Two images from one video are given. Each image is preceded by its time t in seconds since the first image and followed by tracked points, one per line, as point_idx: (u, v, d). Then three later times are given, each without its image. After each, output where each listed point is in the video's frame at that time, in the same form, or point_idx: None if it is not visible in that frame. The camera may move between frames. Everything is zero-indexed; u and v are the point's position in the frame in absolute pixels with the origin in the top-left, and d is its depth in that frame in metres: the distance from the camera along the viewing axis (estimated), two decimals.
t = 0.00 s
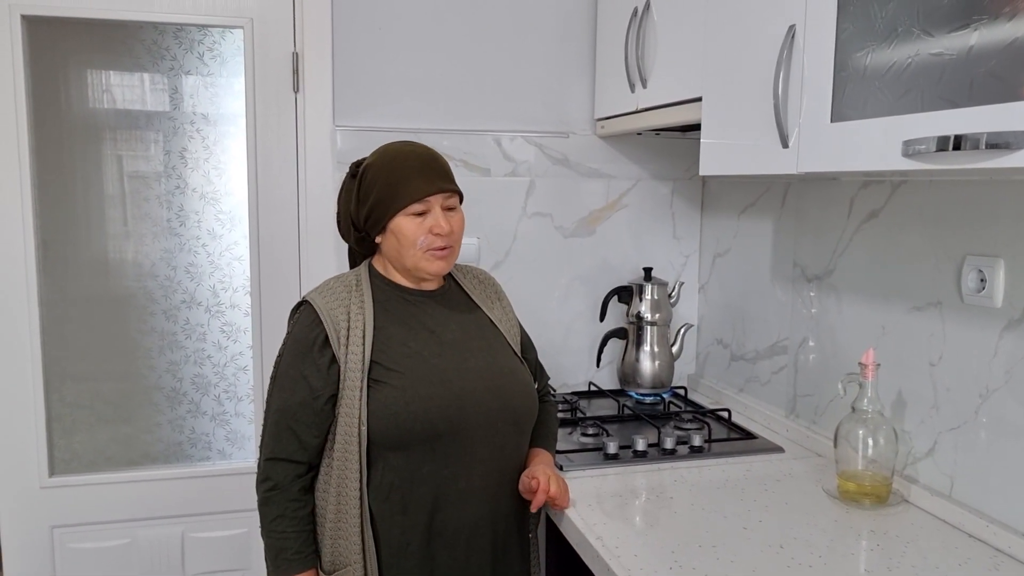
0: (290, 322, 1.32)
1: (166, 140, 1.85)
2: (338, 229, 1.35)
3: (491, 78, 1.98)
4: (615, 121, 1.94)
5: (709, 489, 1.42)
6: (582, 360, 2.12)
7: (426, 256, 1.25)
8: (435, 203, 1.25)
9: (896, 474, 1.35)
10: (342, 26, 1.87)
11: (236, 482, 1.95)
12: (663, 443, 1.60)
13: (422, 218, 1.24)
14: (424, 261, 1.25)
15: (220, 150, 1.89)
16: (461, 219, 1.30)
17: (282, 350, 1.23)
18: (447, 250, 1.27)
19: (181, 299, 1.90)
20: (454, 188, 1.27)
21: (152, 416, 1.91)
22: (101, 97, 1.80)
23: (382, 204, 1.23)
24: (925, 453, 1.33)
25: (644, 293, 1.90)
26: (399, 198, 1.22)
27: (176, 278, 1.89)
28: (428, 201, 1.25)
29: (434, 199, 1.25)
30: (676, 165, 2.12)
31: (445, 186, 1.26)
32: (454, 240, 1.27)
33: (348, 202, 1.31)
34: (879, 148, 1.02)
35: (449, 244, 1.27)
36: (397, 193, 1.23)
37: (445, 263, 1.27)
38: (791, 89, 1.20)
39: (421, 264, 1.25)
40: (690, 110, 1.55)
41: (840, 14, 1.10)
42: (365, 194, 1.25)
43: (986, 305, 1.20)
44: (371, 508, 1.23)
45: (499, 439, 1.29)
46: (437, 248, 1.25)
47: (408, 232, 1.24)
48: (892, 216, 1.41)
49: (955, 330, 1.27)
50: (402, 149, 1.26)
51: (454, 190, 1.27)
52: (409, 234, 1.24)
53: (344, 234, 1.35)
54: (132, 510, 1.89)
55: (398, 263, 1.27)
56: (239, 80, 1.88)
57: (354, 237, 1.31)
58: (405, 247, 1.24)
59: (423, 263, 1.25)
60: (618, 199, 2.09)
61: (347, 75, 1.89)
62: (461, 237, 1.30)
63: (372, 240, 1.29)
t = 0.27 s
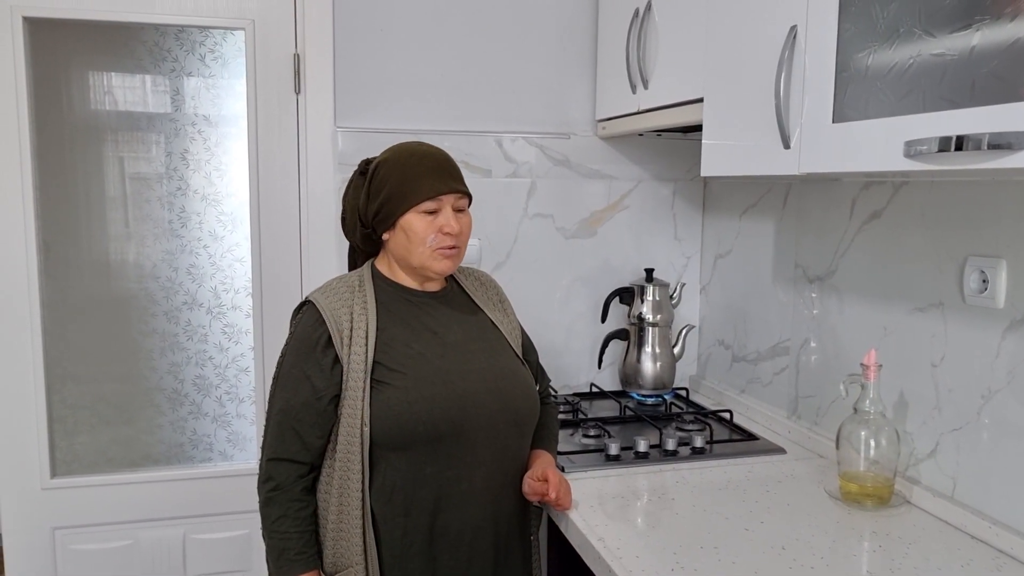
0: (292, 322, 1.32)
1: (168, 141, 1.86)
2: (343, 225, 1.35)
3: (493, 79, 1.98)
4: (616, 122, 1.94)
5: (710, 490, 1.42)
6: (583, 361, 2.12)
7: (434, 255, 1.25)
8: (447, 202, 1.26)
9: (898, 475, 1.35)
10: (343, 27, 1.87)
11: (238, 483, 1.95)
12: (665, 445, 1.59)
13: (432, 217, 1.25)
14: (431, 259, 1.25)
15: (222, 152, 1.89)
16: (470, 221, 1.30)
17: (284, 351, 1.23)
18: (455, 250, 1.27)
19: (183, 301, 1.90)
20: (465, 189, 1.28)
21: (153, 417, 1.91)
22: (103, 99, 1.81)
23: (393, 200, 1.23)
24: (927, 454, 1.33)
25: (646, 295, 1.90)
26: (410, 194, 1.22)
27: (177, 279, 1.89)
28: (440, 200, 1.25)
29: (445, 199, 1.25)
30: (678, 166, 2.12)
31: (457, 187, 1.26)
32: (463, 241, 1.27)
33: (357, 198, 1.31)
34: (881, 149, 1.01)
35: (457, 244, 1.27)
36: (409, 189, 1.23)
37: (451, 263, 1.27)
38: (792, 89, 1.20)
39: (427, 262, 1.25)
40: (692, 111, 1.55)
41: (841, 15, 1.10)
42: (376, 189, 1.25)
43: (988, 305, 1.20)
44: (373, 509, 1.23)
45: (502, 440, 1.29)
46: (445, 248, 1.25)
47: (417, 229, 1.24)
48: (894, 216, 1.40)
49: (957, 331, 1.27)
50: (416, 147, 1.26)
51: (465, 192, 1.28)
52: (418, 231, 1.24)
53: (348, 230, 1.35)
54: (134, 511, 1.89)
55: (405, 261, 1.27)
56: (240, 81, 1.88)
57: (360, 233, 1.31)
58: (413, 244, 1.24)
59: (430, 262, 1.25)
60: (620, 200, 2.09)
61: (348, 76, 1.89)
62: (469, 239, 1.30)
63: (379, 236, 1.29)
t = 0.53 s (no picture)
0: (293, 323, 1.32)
1: (170, 143, 1.86)
2: (342, 230, 1.35)
3: (494, 80, 1.98)
4: (618, 123, 1.94)
5: (712, 491, 1.41)
6: (585, 362, 2.11)
7: (433, 255, 1.25)
8: (442, 203, 1.26)
9: (900, 477, 1.35)
10: (345, 29, 1.88)
11: (239, 485, 1.95)
12: (666, 446, 1.59)
13: (429, 218, 1.24)
14: (430, 260, 1.25)
15: (224, 153, 1.89)
16: (467, 219, 1.30)
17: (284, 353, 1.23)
18: (454, 250, 1.27)
19: (184, 302, 1.90)
20: (461, 188, 1.28)
21: (155, 419, 1.91)
22: (105, 100, 1.81)
23: (389, 203, 1.24)
24: (929, 455, 1.33)
25: (647, 296, 1.90)
26: (407, 196, 1.23)
27: (178, 280, 1.89)
28: (435, 200, 1.25)
29: (441, 199, 1.25)
30: (679, 167, 2.12)
31: (452, 186, 1.26)
32: (460, 240, 1.27)
33: (354, 203, 1.31)
34: (883, 150, 1.01)
35: (456, 244, 1.27)
36: (404, 191, 1.23)
37: (451, 262, 1.27)
38: (794, 90, 1.20)
39: (427, 263, 1.25)
40: (694, 112, 1.55)
41: (843, 16, 1.10)
42: (372, 193, 1.26)
43: (990, 306, 1.20)
44: (375, 510, 1.23)
45: (504, 441, 1.29)
46: (443, 248, 1.25)
47: (414, 230, 1.24)
48: (896, 218, 1.40)
49: (959, 332, 1.26)
50: (409, 149, 1.26)
51: (460, 191, 1.28)
52: (415, 232, 1.24)
53: (347, 234, 1.35)
54: (135, 513, 1.90)
55: (404, 262, 1.27)
56: (242, 83, 1.88)
57: (359, 237, 1.31)
58: (412, 246, 1.24)
59: (429, 262, 1.25)
60: (621, 202, 2.09)
61: (350, 77, 1.89)
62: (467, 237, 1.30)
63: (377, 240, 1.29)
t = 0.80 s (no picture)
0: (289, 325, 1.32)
1: (169, 145, 1.86)
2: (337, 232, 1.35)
3: (493, 82, 1.98)
4: (617, 124, 1.94)
5: (712, 492, 1.41)
6: (585, 364, 2.11)
7: (428, 266, 1.25)
8: (437, 214, 1.25)
9: (900, 478, 1.35)
10: (344, 31, 1.88)
11: (239, 486, 1.95)
12: (666, 447, 1.59)
13: (423, 229, 1.25)
14: (425, 271, 1.26)
15: (222, 155, 1.89)
16: (461, 228, 1.30)
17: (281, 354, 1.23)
18: (449, 260, 1.27)
19: (184, 304, 1.90)
20: (455, 198, 1.27)
21: (154, 421, 1.92)
22: (104, 102, 1.81)
23: (384, 213, 1.23)
24: (928, 456, 1.32)
25: (647, 297, 1.90)
26: (401, 209, 1.22)
27: (178, 282, 1.90)
28: (430, 211, 1.25)
29: (436, 210, 1.25)
30: (679, 169, 2.12)
31: (447, 197, 1.25)
32: (455, 250, 1.28)
33: (348, 207, 1.30)
34: (881, 151, 1.01)
35: (450, 254, 1.27)
36: (399, 203, 1.22)
37: (446, 272, 1.28)
38: (793, 92, 1.20)
39: (422, 274, 1.26)
40: (693, 113, 1.55)
41: (841, 17, 1.10)
42: (366, 201, 1.25)
43: (989, 307, 1.20)
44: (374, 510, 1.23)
45: (500, 442, 1.29)
46: (438, 259, 1.26)
47: (409, 242, 1.24)
48: (895, 218, 1.40)
49: (959, 333, 1.26)
50: (403, 157, 1.25)
51: (455, 201, 1.27)
52: (410, 244, 1.24)
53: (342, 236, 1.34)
54: (135, 514, 1.89)
55: (399, 271, 1.27)
56: (241, 85, 1.88)
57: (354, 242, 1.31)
58: (407, 257, 1.25)
59: (424, 273, 1.26)
60: (621, 203, 2.09)
61: (349, 79, 1.89)
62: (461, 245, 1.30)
63: (372, 246, 1.29)
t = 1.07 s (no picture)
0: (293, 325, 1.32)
1: (171, 146, 1.86)
2: (346, 223, 1.34)
3: (495, 83, 1.99)
4: (618, 125, 1.94)
5: (714, 493, 1.41)
6: (586, 365, 2.11)
7: (436, 264, 1.26)
8: (453, 214, 1.26)
9: (902, 479, 1.35)
10: (346, 32, 1.88)
11: (241, 488, 1.95)
12: (668, 448, 1.59)
13: (438, 226, 1.25)
14: (432, 268, 1.26)
15: (225, 156, 1.89)
16: (473, 232, 1.31)
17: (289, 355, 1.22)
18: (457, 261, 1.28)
19: (186, 305, 1.91)
20: (473, 202, 1.29)
21: (156, 422, 1.92)
22: (106, 103, 1.81)
23: (400, 206, 1.23)
24: (930, 457, 1.32)
25: (648, 298, 1.90)
26: (418, 203, 1.23)
27: (180, 283, 1.90)
28: (447, 210, 1.25)
29: (452, 210, 1.26)
30: (680, 170, 2.12)
31: (465, 200, 1.27)
32: (466, 252, 1.28)
33: (362, 198, 1.30)
34: (883, 152, 1.01)
35: (460, 255, 1.28)
36: (417, 197, 1.23)
37: (452, 273, 1.28)
38: (795, 93, 1.20)
39: (429, 270, 1.26)
40: (695, 114, 1.55)
41: (842, 18, 1.10)
42: (383, 193, 1.25)
43: (991, 308, 1.20)
44: (379, 511, 1.23)
45: (505, 443, 1.29)
46: (448, 258, 1.26)
47: (422, 237, 1.24)
48: (897, 219, 1.40)
49: (960, 334, 1.26)
50: (426, 155, 1.26)
51: (472, 204, 1.28)
52: (422, 239, 1.24)
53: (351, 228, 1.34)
54: (136, 515, 1.90)
55: (406, 265, 1.27)
56: (244, 86, 1.88)
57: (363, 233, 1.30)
58: (417, 251, 1.25)
59: (431, 270, 1.26)
60: (622, 204, 2.09)
61: (351, 80, 1.89)
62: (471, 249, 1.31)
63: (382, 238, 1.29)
